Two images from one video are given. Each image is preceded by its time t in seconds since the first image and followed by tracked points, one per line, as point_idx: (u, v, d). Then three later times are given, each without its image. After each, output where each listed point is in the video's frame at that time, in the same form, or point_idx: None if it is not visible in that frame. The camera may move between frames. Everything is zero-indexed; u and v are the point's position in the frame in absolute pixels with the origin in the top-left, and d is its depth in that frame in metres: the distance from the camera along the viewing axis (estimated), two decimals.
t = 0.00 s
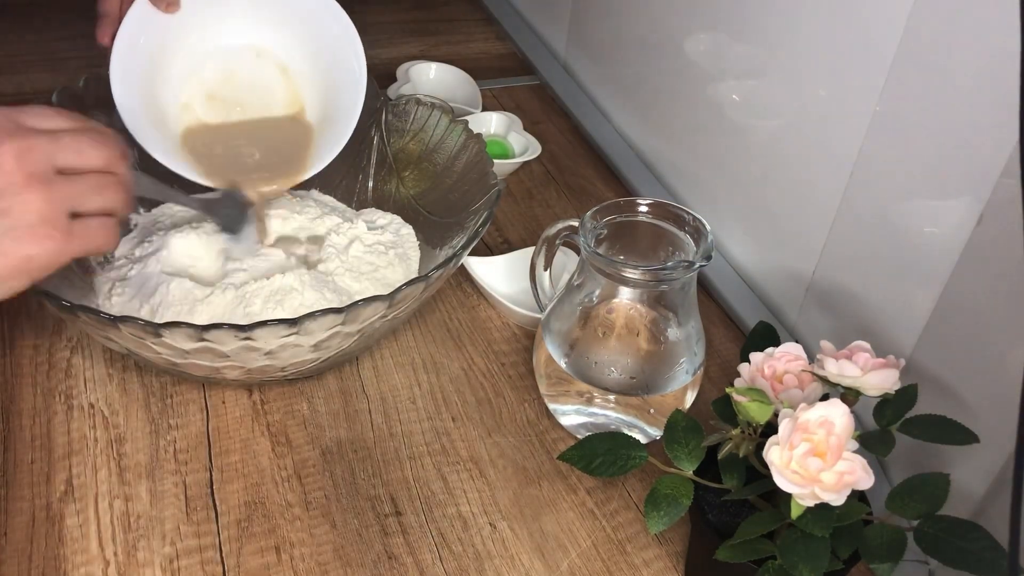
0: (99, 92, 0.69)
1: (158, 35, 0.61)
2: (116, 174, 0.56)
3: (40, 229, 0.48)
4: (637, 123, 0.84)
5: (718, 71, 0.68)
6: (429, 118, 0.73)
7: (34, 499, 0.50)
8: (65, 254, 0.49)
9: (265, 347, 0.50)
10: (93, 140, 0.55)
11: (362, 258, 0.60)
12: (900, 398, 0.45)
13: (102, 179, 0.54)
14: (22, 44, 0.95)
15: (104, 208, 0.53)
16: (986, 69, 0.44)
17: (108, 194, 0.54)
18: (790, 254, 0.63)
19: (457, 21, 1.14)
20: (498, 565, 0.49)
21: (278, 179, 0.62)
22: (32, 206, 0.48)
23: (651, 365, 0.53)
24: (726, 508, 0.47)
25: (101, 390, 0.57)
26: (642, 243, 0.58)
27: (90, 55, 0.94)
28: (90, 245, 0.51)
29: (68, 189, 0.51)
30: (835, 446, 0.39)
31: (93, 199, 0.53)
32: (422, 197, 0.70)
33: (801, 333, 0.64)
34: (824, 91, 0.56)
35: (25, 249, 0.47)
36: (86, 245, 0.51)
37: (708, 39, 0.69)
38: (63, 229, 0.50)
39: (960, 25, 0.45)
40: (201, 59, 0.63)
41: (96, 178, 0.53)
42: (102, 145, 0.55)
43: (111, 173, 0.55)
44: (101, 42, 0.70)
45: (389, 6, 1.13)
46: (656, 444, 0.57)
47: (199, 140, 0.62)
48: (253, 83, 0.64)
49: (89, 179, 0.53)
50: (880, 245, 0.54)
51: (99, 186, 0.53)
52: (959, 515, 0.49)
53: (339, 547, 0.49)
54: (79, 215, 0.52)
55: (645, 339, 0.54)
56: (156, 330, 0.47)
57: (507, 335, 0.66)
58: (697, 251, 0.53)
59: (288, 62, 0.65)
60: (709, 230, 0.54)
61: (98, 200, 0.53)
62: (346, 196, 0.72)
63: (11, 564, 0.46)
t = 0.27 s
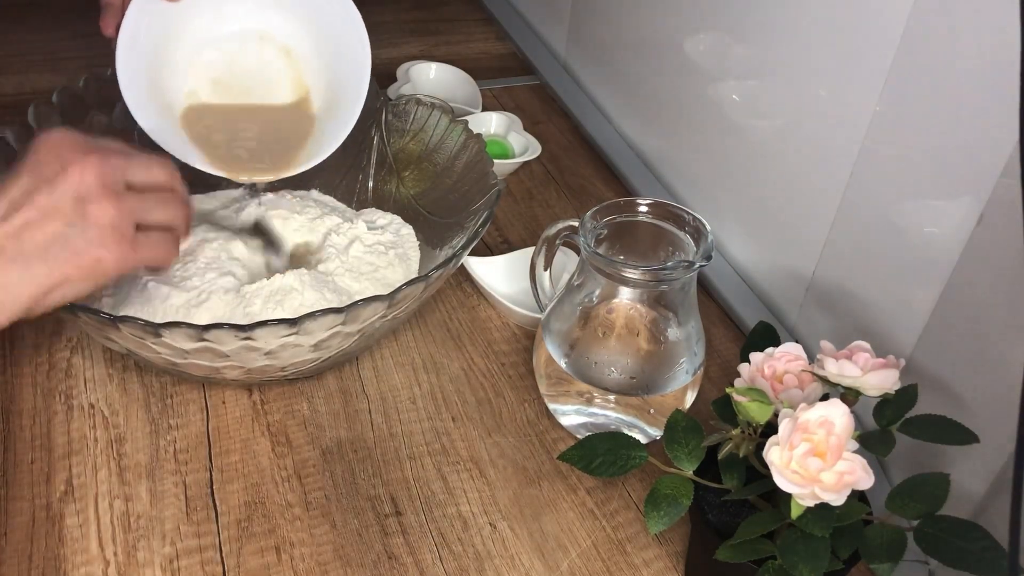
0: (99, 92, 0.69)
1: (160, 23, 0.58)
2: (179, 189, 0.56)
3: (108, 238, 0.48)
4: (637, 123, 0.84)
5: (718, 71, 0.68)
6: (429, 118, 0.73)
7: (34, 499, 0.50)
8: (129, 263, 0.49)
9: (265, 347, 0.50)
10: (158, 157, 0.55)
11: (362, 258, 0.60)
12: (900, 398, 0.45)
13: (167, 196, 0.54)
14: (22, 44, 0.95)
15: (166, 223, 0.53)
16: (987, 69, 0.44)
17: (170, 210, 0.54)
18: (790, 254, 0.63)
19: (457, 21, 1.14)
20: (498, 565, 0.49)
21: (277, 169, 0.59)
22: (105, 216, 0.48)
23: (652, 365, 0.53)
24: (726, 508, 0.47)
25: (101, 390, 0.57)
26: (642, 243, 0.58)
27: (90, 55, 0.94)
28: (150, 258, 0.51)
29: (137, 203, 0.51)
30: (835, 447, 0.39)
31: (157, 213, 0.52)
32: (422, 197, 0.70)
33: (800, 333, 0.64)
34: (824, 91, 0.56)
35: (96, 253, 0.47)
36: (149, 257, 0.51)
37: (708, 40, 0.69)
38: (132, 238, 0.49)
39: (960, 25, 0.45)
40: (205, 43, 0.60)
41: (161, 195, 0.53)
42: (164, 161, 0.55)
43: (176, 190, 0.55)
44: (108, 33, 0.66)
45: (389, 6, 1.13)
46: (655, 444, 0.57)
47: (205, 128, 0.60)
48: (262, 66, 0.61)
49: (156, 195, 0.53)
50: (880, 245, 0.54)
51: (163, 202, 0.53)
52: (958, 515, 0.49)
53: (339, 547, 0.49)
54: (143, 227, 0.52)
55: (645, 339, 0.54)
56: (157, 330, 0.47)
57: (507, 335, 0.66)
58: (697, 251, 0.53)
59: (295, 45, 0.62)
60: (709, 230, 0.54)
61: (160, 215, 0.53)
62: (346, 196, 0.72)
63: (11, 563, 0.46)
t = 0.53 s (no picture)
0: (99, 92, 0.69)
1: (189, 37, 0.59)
2: (110, 184, 0.53)
3: (23, 232, 0.46)
4: (637, 123, 0.84)
5: (718, 71, 0.68)
6: (429, 118, 0.73)
7: (34, 499, 0.50)
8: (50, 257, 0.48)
9: (265, 347, 0.50)
10: (83, 149, 0.53)
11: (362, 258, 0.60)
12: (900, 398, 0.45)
13: (99, 188, 0.52)
14: (21, 44, 0.95)
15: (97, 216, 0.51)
16: (986, 69, 0.44)
17: (100, 202, 0.51)
18: (791, 254, 0.63)
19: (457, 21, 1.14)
20: (497, 565, 0.49)
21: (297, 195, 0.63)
22: (21, 206, 0.46)
23: (652, 365, 0.53)
24: (726, 508, 0.47)
25: (101, 390, 0.57)
26: (642, 243, 0.58)
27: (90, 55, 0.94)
28: (78, 253, 0.49)
29: (61, 192, 0.49)
30: (835, 447, 0.39)
31: (84, 203, 0.50)
32: (422, 198, 0.70)
33: (800, 333, 0.64)
34: (824, 91, 0.56)
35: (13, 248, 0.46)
36: (76, 250, 0.49)
37: (707, 39, 0.69)
38: (54, 231, 0.48)
39: (960, 25, 0.45)
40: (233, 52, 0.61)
41: (89, 185, 0.51)
42: (90, 154, 0.53)
43: (106, 183, 0.53)
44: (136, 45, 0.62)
45: (389, 6, 1.13)
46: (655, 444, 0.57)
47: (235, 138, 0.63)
48: (299, 91, 0.62)
49: (83, 185, 0.51)
50: (880, 245, 0.54)
51: (93, 193, 0.51)
52: (958, 515, 0.49)
53: (339, 547, 0.49)
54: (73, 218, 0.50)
55: (645, 339, 0.54)
56: (156, 330, 0.47)
57: (507, 335, 0.66)
58: (697, 251, 0.53)
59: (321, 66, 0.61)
60: (709, 230, 0.54)
61: (89, 205, 0.50)
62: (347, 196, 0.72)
63: (10, 564, 0.46)
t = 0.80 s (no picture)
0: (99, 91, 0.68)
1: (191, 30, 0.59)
2: (96, 169, 0.52)
3: (17, 241, 0.46)
4: (637, 123, 0.84)
5: (719, 71, 0.68)
6: (429, 118, 0.73)
7: (34, 499, 0.50)
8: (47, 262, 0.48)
9: (265, 347, 0.50)
10: (64, 139, 0.51)
11: (362, 258, 0.60)
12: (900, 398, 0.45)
13: (80, 179, 0.50)
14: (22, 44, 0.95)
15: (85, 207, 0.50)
16: (987, 68, 0.44)
17: (87, 194, 0.50)
18: (790, 254, 0.63)
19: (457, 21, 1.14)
20: (497, 565, 0.49)
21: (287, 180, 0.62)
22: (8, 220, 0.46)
23: (652, 365, 0.53)
24: (726, 508, 0.47)
25: (101, 390, 0.57)
26: (642, 243, 0.58)
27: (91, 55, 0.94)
28: (74, 248, 0.49)
29: (46, 195, 0.48)
30: (835, 447, 0.39)
31: (74, 200, 0.49)
32: (422, 197, 0.70)
33: (800, 333, 0.64)
34: (824, 91, 0.56)
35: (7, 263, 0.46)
36: (70, 250, 0.49)
37: (708, 39, 0.69)
38: (45, 236, 0.48)
39: (961, 25, 0.45)
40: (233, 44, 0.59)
41: (72, 180, 0.49)
42: (69, 143, 0.51)
43: (92, 170, 0.52)
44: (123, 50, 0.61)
45: (390, 6, 1.13)
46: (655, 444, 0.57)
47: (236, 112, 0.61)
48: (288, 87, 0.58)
49: (66, 181, 0.49)
50: (880, 245, 0.54)
51: (73, 187, 0.49)
52: (958, 515, 0.49)
53: (339, 547, 0.49)
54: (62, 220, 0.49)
55: (645, 339, 0.54)
56: (156, 330, 0.47)
57: (507, 335, 0.66)
58: (697, 251, 0.53)
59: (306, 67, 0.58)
60: (709, 230, 0.54)
61: (78, 202, 0.49)
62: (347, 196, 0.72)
63: (10, 564, 0.46)
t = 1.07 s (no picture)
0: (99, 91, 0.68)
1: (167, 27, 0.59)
2: (119, 191, 0.53)
3: (36, 249, 0.47)
4: (637, 123, 0.84)
5: (719, 71, 0.68)
6: (429, 118, 0.72)
7: (34, 499, 0.50)
8: (63, 273, 0.48)
9: (265, 346, 0.50)
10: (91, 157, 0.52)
11: (362, 258, 0.60)
12: (900, 398, 0.45)
13: (107, 198, 0.51)
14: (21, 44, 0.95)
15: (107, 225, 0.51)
16: (987, 68, 0.44)
17: (109, 213, 0.51)
18: (790, 254, 0.63)
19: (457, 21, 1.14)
20: (497, 565, 0.49)
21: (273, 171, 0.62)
22: (30, 226, 0.47)
23: (652, 365, 0.53)
24: (726, 508, 0.47)
25: (101, 390, 0.57)
26: (642, 243, 0.58)
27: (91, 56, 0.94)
28: (92, 263, 0.49)
29: (70, 207, 0.49)
30: (835, 447, 0.39)
31: (93, 216, 0.50)
32: (422, 197, 0.70)
33: (800, 333, 0.64)
34: (824, 91, 0.56)
35: (25, 268, 0.46)
36: (87, 266, 0.49)
37: (708, 39, 0.69)
38: (64, 247, 0.48)
39: (961, 25, 0.45)
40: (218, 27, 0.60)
41: (97, 196, 0.51)
42: (99, 161, 0.52)
43: (116, 191, 0.53)
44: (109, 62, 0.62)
45: (389, 6, 1.13)
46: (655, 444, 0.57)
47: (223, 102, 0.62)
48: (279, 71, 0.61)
49: (91, 197, 0.50)
50: (880, 245, 0.54)
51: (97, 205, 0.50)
52: (958, 515, 0.49)
53: (339, 547, 0.49)
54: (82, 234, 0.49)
55: (645, 339, 0.54)
56: (156, 330, 0.47)
57: (507, 335, 0.66)
58: (697, 251, 0.53)
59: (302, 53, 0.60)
60: (709, 230, 0.54)
61: (98, 218, 0.50)
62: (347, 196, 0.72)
63: (10, 564, 0.46)
